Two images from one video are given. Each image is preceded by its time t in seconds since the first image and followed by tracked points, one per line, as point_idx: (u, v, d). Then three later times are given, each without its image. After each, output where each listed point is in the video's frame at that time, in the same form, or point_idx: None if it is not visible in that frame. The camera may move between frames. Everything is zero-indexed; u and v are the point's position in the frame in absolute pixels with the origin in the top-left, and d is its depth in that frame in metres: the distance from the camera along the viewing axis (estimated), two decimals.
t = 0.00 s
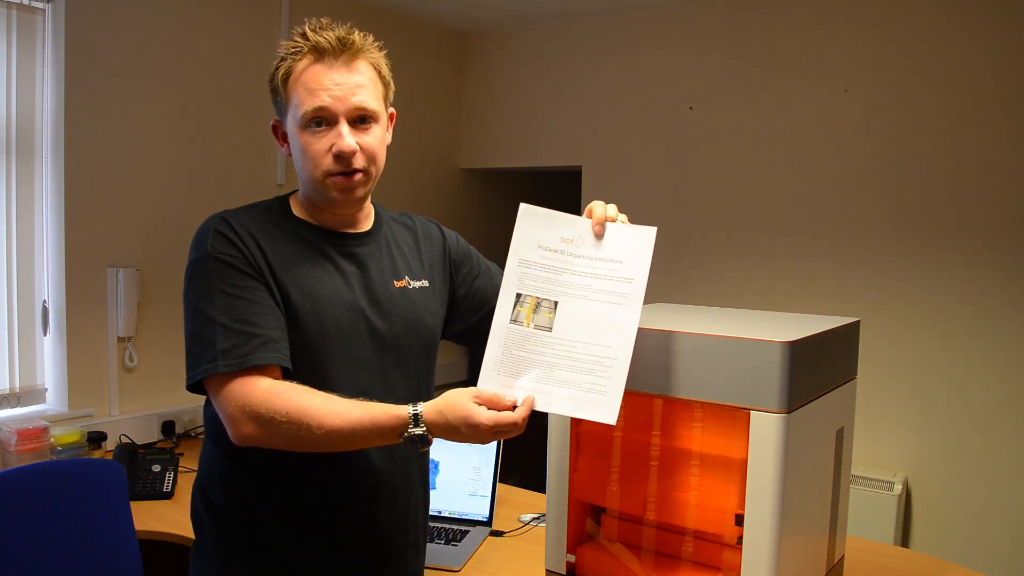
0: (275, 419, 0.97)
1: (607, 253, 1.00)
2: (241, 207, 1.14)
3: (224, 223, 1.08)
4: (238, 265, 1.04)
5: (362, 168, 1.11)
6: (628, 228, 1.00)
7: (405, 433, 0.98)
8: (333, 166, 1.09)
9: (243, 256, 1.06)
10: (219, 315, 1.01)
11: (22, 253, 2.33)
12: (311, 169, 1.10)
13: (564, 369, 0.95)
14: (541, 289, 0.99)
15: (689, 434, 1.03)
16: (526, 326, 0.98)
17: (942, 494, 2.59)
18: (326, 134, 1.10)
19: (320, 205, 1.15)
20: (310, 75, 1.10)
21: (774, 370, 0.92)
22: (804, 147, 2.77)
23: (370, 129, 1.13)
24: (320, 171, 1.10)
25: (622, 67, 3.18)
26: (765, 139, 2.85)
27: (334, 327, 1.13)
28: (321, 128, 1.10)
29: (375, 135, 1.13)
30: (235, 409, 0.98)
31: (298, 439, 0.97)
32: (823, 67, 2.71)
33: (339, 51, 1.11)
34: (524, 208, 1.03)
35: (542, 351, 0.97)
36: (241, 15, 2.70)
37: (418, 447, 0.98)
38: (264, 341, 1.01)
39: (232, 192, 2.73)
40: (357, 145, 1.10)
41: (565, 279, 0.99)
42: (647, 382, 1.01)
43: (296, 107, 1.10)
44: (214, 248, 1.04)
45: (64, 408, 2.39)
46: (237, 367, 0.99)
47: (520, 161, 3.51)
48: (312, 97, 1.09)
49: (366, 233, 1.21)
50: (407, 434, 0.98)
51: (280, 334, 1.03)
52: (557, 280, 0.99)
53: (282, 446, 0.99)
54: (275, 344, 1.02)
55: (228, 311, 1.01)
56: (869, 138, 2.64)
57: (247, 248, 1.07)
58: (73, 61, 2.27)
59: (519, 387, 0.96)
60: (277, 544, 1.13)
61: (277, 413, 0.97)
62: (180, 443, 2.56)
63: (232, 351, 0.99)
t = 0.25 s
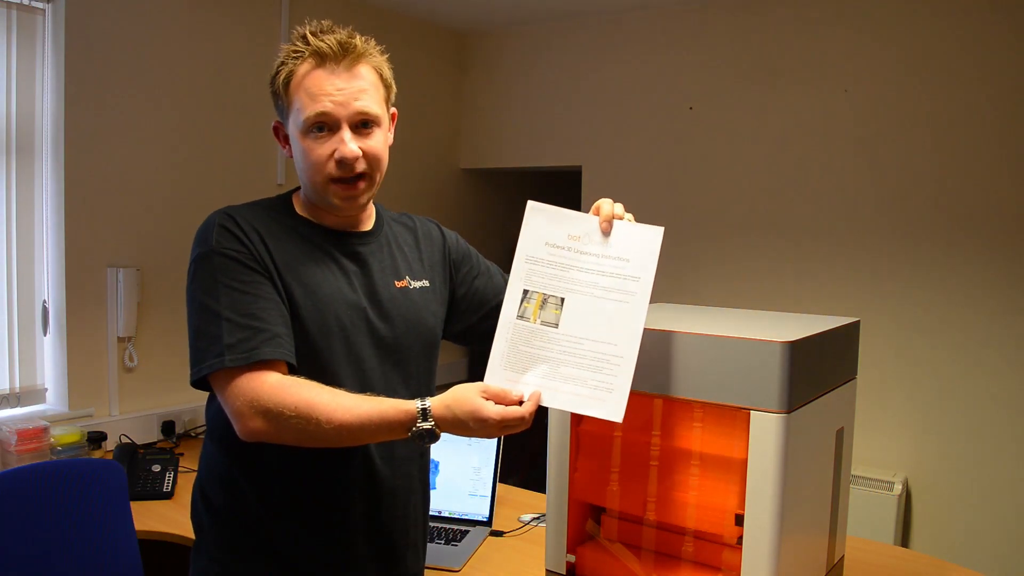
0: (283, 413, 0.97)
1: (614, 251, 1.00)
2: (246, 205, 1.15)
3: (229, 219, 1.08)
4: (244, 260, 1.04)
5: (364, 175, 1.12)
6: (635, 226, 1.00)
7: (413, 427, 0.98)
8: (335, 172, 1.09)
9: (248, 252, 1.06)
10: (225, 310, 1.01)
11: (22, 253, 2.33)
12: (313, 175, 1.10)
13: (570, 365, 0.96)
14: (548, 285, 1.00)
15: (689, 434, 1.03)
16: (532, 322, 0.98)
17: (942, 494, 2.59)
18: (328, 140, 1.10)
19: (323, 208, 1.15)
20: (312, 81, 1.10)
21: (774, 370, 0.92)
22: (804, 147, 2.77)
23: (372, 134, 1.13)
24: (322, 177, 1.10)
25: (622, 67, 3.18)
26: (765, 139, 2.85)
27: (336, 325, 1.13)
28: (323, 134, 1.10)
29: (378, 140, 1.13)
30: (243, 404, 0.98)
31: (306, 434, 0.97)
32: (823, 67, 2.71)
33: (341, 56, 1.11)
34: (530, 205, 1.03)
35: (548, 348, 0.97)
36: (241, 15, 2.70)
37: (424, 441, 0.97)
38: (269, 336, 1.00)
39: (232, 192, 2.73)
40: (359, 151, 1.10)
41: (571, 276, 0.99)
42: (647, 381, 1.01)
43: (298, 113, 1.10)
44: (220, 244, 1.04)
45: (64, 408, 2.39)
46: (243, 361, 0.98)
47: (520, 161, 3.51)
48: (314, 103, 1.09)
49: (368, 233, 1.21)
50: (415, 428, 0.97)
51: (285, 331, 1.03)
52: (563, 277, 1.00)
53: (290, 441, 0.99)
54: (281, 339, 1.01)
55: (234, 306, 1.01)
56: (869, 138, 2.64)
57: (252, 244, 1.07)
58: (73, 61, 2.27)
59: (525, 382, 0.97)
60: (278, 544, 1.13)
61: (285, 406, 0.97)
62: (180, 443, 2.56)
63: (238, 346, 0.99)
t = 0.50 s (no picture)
0: (284, 414, 0.97)
1: (615, 252, 1.00)
2: (247, 204, 1.15)
3: (231, 219, 1.08)
4: (246, 261, 1.04)
5: (366, 171, 1.11)
6: (636, 227, 1.00)
7: (413, 428, 0.98)
8: (338, 168, 1.09)
9: (249, 253, 1.06)
10: (227, 311, 1.01)
11: (22, 253, 2.33)
12: (315, 170, 1.10)
13: (571, 366, 0.96)
14: (549, 285, 1.00)
15: (689, 434, 1.03)
16: (533, 323, 0.98)
17: (942, 494, 2.59)
18: (331, 137, 1.09)
19: (324, 206, 1.15)
20: (315, 77, 1.10)
21: (774, 370, 0.92)
22: (804, 147, 2.77)
23: (375, 131, 1.13)
24: (324, 172, 1.10)
25: (621, 67, 3.18)
26: (765, 139, 2.85)
27: (338, 325, 1.13)
28: (326, 131, 1.10)
29: (380, 137, 1.13)
30: (244, 406, 0.98)
31: (307, 435, 0.97)
32: (823, 67, 2.71)
33: (344, 54, 1.11)
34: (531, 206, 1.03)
35: (550, 348, 0.97)
36: (241, 15, 2.70)
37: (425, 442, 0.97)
38: (271, 337, 1.00)
39: (232, 192, 2.73)
40: (362, 148, 1.10)
41: (572, 277, 1.00)
42: (648, 381, 1.01)
43: (301, 109, 1.10)
44: (222, 244, 1.04)
45: (64, 408, 2.39)
46: (244, 363, 0.98)
47: (520, 161, 3.51)
48: (317, 100, 1.09)
49: (370, 233, 1.21)
50: (415, 429, 0.97)
51: (287, 331, 1.03)
52: (564, 278, 1.00)
53: (291, 442, 0.99)
54: (282, 340, 1.01)
55: (235, 307, 1.01)
56: (869, 138, 2.64)
57: (254, 244, 1.07)
58: (73, 61, 2.27)
59: (526, 383, 0.97)
60: (278, 544, 1.13)
61: (285, 408, 0.97)
62: (180, 443, 2.56)
63: (239, 347, 0.99)
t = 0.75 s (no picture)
0: (281, 417, 0.97)
1: (612, 255, 1.00)
2: (246, 205, 1.15)
3: (230, 221, 1.08)
4: (244, 263, 1.04)
5: (366, 170, 1.11)
6: (633, 229, 1.00)
7: (410, 433, 0.99)
8: (338, 167, 1.09)
9: (248, 254, 1.06)
10: (225, 313, 1.01)
11: (22, 253, 2.33)
12: (315, 169, 1.10)
13: (568, 369, 0.95)
14: (546, 289, 1.00)
15: (689, 434, 1.03)
16: (530, 327, 0.98)
17: (942, 494, 2.59)
18: (332, 136, 1.10)
19: (324, 206, 1.15)
20: (316, 76, 1.10)
21: (774, 370, 0.92)
22: (804, 147, 2.77)
23: (375, 131, 1.13)
24: (324, 172, 1.10)
25: (621, 67, 3.18)
26: (765, 139, 2.85)
27: (337, 327, 1.13)
28: (326, 130, 1.10)
29: (380, 136, 1.13)
30: (241, 408, 0.98)
31: (304, 438, 0.97)
32: (823, 67, 2.71)
33: (345, 53, 1.11)
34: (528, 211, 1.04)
35: (547, 352, 0.97)
36: (241, 15, 2.70)
37: (423, 446, 0.99)
38: (269, 339, 1.00)
39: (232, 192, 2.73)
40: (362, 147, 1.10)
41: (569, 281, 1.00)
42: (648, 381, 1.01)
43: (301, 108, 1.10)
44: (220, 246, 1.04)
45: (64, 408, 2.39)
46: (242, 365, 0.98)
47: (520, 161, 3.51)
48: (318, 99, 1.09)
49: (370, 233, 1.21)
50: (411, 433, 0.98)
51: (285, 333, 1.03)
52: (561, 281, 1.00)
53: (288, 445, 0.99)
54: (281, 342, 1.01)
55: (234, 309, 1.01)
56: (869, 138, 2.64)
57: (253, 246, 1.07)
58: (73, 61, 2.27)
59: (523, 387, 0.97)
60: (278, 545, 1.13)
61: (283, 411, 0.97)
62: (180, 443, 2.56)
63: (237, 350, 0.99)
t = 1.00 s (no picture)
0: (278, 420, 0.97)
1: (610, 258, 1.00)
2: (244, 206, 1.15)
3: (228, 223, 1.08)
4: (242, 265, 1.04)
5: (364, 168, 1.11)
6: (632, 232, 1.00)
7: (406, 436, 0.99)
8: (335, 165, 1.09)
9: (246, 255, 1.06)
10: (223, 315, 1.01)
11: (22, 253, 2.33)
12: (313, 168, 1.10)
13: (565, 373, 0.95)
14: (544, 292, 1.00)
15: (689, 434, 1.03)
16: (528, 330, 0.98)
17: (942, 494, 2.59)
18: (329, 134, 1.10)
19: (322, 205, 1.15)
20: (313, 74, 1.10)
21: (774, 370, 0.92)
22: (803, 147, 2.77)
23: (372, 128, 1.13)
24: (322, 170, 1.10)
25: (621, 67, 3.18)
26: (765, 139, 2.85)
27: (336, 327, 1.13)
28: (324, 128, 1.10)
29: (378, 134, 1.13)
30: (239, 411, 0.99)
31: (301, 441, 0.97)
32: (823, 67, 2.71)
33: (342, 50, 1.11)
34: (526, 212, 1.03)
35: (544, 354, 0.97)
36: (241, 15, 2.70)
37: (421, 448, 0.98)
38: (267, 341, 1.01)
39: (232, 192, 2.73)
40: (359, 144, 1.10)
41: (567, 284, 0.99)
42: (648, 381, 1.01)
43: (299, 106, 1.10)
44: (217, 248, 1.04)
45: (64, 408, 2.39)
46: (240, 368, 0.99)
47: (520, 161, 3.51)
48: (315, 96, 1.09)
49: (369, 233, 1.21)
50: (409, 437, 0.98)
51: (283, 335, 1.03)
52: (560, 284, 0.99)
53: (286, 447, 0.99)
54: (278, 344, 1.01)
55: (231, 311, 1.01)
56: (869, 138, 2.64)
57: (251, 247, 1.07)
58: (73, 61, 2.27)
59: (521, 391, 0.96)
60: (278, 545, 1.13)
61: (280, 414, 0.97)
62: (180, 443, 2.56)
63: (235, 352, 0.99)
